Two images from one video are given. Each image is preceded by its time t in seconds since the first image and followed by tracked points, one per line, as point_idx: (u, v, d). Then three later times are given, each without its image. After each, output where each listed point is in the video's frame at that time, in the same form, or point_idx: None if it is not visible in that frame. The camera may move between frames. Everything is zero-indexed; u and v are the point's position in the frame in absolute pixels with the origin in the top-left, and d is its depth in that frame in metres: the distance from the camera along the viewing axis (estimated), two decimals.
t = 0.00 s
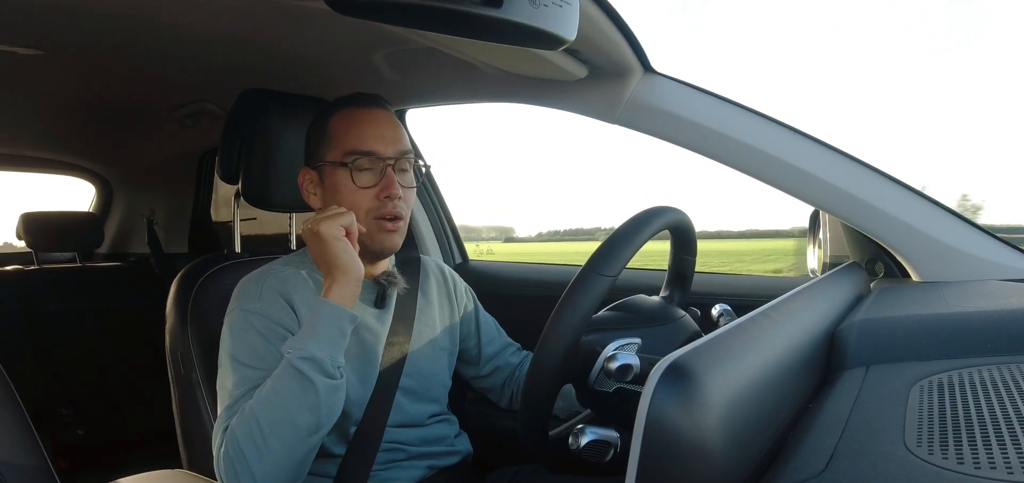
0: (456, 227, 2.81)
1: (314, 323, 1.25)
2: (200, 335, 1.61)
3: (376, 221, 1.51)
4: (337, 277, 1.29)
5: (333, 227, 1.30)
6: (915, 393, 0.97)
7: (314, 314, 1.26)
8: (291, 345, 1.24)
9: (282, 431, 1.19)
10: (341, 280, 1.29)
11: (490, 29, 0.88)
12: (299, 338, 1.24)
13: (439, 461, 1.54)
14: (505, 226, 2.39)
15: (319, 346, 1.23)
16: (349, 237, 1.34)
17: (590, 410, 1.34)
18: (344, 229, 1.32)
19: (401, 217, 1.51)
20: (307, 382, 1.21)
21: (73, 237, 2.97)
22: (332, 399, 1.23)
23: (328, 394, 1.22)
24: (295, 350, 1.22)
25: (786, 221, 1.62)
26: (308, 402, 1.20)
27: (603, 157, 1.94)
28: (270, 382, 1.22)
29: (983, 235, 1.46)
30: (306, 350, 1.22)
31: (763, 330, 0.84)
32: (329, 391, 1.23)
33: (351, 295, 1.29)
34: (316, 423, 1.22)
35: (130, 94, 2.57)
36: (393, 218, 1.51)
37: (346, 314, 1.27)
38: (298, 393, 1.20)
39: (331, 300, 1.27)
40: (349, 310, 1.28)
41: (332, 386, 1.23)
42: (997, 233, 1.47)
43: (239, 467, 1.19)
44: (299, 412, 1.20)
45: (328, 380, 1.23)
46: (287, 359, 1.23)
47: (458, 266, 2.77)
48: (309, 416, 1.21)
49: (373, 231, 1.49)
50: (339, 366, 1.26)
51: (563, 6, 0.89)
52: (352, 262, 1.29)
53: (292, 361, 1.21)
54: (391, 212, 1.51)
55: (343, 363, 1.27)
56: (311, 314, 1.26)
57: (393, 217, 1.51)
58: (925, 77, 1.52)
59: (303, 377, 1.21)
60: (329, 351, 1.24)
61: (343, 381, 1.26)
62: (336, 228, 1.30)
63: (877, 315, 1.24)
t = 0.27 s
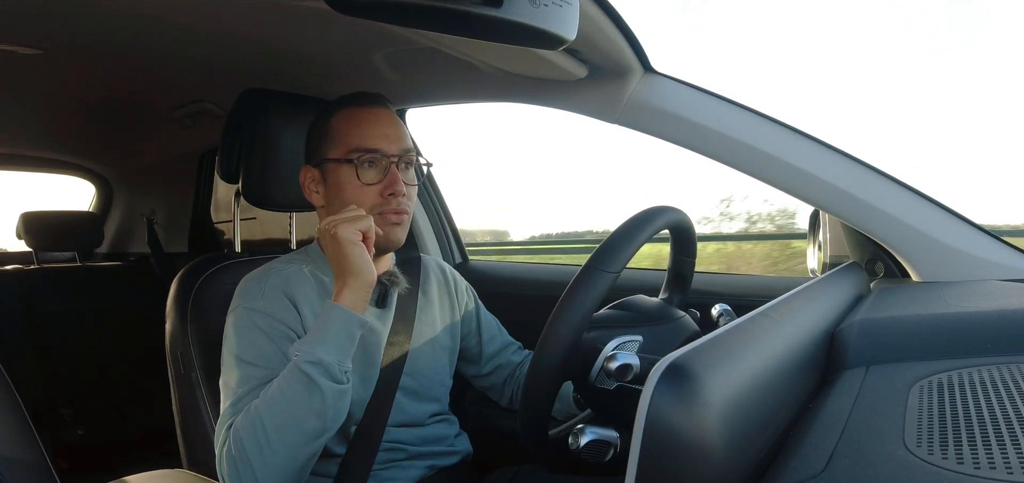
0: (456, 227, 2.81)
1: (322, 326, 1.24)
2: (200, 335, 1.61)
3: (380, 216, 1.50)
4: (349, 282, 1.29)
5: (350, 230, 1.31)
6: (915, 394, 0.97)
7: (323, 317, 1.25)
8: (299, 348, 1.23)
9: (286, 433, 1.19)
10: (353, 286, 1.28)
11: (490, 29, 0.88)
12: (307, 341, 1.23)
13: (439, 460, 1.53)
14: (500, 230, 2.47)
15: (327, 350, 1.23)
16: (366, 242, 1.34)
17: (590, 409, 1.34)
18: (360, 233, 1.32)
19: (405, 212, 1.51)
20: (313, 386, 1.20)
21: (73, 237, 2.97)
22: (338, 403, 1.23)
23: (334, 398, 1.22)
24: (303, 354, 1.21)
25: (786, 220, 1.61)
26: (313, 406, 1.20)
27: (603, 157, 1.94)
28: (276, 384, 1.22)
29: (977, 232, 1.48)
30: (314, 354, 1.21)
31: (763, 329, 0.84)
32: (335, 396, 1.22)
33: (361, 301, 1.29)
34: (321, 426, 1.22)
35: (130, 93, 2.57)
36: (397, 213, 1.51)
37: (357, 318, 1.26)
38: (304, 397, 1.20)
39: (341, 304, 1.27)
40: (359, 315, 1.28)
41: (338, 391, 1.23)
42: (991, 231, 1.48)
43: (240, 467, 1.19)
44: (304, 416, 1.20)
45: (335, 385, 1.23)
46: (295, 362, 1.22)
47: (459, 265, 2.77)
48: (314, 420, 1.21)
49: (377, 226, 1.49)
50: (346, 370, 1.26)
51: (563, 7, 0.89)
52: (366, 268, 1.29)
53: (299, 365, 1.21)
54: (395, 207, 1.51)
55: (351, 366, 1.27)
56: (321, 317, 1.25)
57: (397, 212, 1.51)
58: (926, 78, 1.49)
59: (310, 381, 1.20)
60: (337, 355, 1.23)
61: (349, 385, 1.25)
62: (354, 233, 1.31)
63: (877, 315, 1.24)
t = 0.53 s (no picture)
0: (456, 227, 2.81)
1: (322, 326, 1.24)
2: (200, 335, 1.61)
3: (379, 214, 1.51)
4: (348, 281, 1.29)
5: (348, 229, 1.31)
6: (915, 394, 0.97)
7: (322, 317, 1.25)
8: (299, 347, 1.23)
9: (286, 434, 1.19)
10: (352, 284, 1.28)
11: (490, 29, 0.88)
12: (307, 341, 1.23)
13: (439, 461, 1.53)
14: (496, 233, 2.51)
15: (327, 350, 1.23)
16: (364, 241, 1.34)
17: (590, 409, 1.34)
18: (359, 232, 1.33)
19: (403, 210, 1.51)
20: (313, 386, 1.20)
21: (73, 237, 2.97)
22: (337, 403, 1.23)
23: (334, 398, 1.22)
24: (302, 354, 1.21)
25: (786, 221, 1.61)
26: (313, 406, 1.20)
27: (604, 158, 1.94)
28: (275, 384, 1.21)
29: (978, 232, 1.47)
30: (314, 354, 1.21)
31: (763, 330, 0.84)
32: (335, 396, 1.22)
33: (360, 300, 1.29)
34: (321, 426, 1.22)
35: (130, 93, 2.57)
36: (396, 211, 1.51)
37: (357, 318, 1.26)
38: (303, 396, 1.20)
39: (340, 303, 1.27)
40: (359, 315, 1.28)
41: (338, 391, 1.23)
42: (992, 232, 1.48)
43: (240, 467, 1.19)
44: (304, 416, 1.20)
45: (335, 385, 1.23)
46: (294, 362, 1.22)
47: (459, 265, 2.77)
48: (314, 420, 1.21)
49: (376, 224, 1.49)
50: (346, 370, 1.26)
51: (563, 6, 0.89)
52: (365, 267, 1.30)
53: (298, 365, 1.21)
54: (393, 205, 1.51)
55: (350, 367, 1.27)
56: (320, 317, 1.25)
57: (395, 209, 1.51)
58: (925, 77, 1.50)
59: (309, 381, 1.20)
60: (337, 356, 1.23)
61: (349, 385, 1.25)
62: (351, 231, 1.31)
63: (877, 315, 1.24)
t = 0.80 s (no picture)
0: (456, 226, 2.81)
1: (321, 323, 1.24)
2: (200, 335, 1.61)
3: (372, 207, 1.50)
4: (346, 276, 1.29)
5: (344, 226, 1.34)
6: (915, 393, 0.97)
7: (320, 314, 1.25)
8: (297, 346, 1.23)
9: (285, 432, 1.19)
10: (349, 279, 1.28)
11: (489, 29, 0.88)
12: (306, 338, 1.23)
13: (438, 460, 1.53)
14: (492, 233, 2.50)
15: (325, 348, 1.23)
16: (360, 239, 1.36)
17: (590, 409, 1.34)
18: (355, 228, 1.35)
19: (396, 202, 1.51)
20: (312, 384, 1.20)
21: (73, 237, 2.97)
22: (336, 401, 1.23)
23: (332, 396, 1.22)
24: (301, 351, 1.21)
25: (785, 220, 1.61)
26: (312, 404, 1.20)
27: (604, 158, 1.93)
28: (274, 381, 1.22)
29: (983, 235, 1.46)
30: (312, 352, 1.21)
31: (762, 329, 0.84)
32: (334, 394, 1.22)
33: (358, 295, 1.29)
34: (320, 425, 1.22)
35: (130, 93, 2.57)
36: (389, 203, 1.51)
37: (353, 315, 1.26)
38: (301, 394, 1.20)
39: (337, 299, 1.27)
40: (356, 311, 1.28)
41: (337, 389, 1.23)
42: (997, 233, 1.46)
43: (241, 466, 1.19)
44: (303, 414, 1.20)
45: (334, 382, 1.23)
46: (293, 360, 1.22)
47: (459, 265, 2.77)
48: (313, 419, 1.21)
49: (369, 217, 1.49)
50: (344, 368, 1.26)
51: (563, 6, 0.89)
52: (362, 263, 1.30)
53: (298, 362, 1.21)
54: (386, 197, 1.51)
55: (349, 364, 1.27)
56: (318, 315, 1.25)
57: (388, 202, 1.51)
58: (923, 76, 1.52)
59: (307, 379, 1.20)
60: (335, 353, 1.23)
61: (347, 383, 1.25)
62: (348, 227, 1.33)
63: (876, 315, 1.24)
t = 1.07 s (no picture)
0: (456, 227, 2.81)
1: (326, 328, 1.23)
2: (199, 335, 1.61)
3: (367, 213, 1.52)
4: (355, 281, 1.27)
5: (359, 229, 1.29)
6: (915, 393, 0.97)
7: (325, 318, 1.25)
8: (302, 349, 1.23)
9: (286, 435, 1.19)
10: (359, 285, 1.26)
11: (489, 29, 0.88)
12: (311, 343, 1.22)
13: (439, 460, 1.53)
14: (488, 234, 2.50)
15: (329, 352, 1.22)
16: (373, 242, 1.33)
17: (590, 409, 1.34)
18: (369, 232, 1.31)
19: (391, 209, 1.52)
20: (315, 388, 1.20)
21: (73, 237, 2.97)
22: (339, 406, 1.23)
23: (335, 401, 1.22)
24: (306, 356, 1.21)
25: (785, 221, 1.61)
26: (315, 408, 1.20)
27: (604, 158, 1.93)
28: (278, 385, 1.21)
29: (978, 232, 1.45)
30: (316, 356, 1.21)
31: (762, 329, 0.84)
32: (337, 399, 1.22)
33: (366, 302, 1.27)
34: (322, 429, 1.22)
35: (131, 94, 2.57)
36: (384, 210, 1.52)
37: (360, 321, 1.25)
38: (304, 398, 1.20)
39: (346, 304, 1.25)
40: (365, 316, 1.27)
41: (340, 394, 1.23)
42: (992, 231, 1.46)
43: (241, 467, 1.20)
44: (305, 417, 1.20)
45: (337, 388, 1.22)
46: (297, 363, 1.22)
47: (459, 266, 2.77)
48: (315, 422, 1.21)
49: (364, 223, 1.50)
50: (349, 373, 1.25)
51: (563, 7, 0.90)
52: (373, 270, 1.27)
53: (302, 366, 1.20)
54: (381, 204, 1.51)
55: (354, 369, 1.26)
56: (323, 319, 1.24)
57: (383, 208, 1.52)
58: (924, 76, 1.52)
59: (311, 383, 1.20)
60: (340, 358, 1.23)
61: (352, 389, 1.25)
62: (361, 232, 1.29)
63: (876, 315, 1.24)
